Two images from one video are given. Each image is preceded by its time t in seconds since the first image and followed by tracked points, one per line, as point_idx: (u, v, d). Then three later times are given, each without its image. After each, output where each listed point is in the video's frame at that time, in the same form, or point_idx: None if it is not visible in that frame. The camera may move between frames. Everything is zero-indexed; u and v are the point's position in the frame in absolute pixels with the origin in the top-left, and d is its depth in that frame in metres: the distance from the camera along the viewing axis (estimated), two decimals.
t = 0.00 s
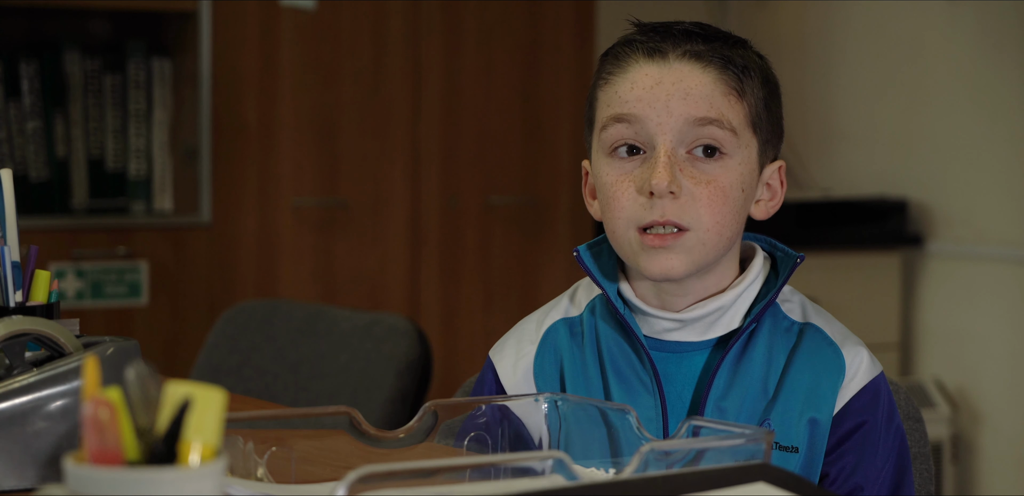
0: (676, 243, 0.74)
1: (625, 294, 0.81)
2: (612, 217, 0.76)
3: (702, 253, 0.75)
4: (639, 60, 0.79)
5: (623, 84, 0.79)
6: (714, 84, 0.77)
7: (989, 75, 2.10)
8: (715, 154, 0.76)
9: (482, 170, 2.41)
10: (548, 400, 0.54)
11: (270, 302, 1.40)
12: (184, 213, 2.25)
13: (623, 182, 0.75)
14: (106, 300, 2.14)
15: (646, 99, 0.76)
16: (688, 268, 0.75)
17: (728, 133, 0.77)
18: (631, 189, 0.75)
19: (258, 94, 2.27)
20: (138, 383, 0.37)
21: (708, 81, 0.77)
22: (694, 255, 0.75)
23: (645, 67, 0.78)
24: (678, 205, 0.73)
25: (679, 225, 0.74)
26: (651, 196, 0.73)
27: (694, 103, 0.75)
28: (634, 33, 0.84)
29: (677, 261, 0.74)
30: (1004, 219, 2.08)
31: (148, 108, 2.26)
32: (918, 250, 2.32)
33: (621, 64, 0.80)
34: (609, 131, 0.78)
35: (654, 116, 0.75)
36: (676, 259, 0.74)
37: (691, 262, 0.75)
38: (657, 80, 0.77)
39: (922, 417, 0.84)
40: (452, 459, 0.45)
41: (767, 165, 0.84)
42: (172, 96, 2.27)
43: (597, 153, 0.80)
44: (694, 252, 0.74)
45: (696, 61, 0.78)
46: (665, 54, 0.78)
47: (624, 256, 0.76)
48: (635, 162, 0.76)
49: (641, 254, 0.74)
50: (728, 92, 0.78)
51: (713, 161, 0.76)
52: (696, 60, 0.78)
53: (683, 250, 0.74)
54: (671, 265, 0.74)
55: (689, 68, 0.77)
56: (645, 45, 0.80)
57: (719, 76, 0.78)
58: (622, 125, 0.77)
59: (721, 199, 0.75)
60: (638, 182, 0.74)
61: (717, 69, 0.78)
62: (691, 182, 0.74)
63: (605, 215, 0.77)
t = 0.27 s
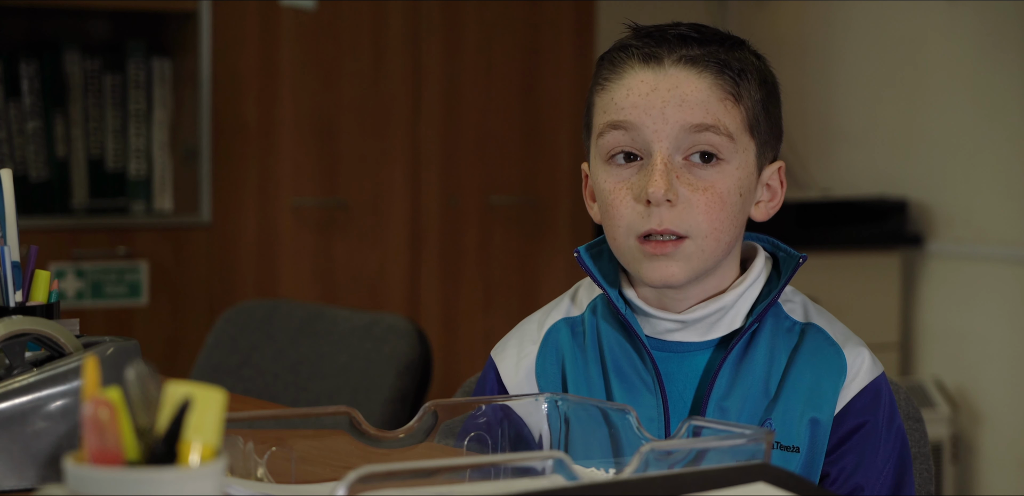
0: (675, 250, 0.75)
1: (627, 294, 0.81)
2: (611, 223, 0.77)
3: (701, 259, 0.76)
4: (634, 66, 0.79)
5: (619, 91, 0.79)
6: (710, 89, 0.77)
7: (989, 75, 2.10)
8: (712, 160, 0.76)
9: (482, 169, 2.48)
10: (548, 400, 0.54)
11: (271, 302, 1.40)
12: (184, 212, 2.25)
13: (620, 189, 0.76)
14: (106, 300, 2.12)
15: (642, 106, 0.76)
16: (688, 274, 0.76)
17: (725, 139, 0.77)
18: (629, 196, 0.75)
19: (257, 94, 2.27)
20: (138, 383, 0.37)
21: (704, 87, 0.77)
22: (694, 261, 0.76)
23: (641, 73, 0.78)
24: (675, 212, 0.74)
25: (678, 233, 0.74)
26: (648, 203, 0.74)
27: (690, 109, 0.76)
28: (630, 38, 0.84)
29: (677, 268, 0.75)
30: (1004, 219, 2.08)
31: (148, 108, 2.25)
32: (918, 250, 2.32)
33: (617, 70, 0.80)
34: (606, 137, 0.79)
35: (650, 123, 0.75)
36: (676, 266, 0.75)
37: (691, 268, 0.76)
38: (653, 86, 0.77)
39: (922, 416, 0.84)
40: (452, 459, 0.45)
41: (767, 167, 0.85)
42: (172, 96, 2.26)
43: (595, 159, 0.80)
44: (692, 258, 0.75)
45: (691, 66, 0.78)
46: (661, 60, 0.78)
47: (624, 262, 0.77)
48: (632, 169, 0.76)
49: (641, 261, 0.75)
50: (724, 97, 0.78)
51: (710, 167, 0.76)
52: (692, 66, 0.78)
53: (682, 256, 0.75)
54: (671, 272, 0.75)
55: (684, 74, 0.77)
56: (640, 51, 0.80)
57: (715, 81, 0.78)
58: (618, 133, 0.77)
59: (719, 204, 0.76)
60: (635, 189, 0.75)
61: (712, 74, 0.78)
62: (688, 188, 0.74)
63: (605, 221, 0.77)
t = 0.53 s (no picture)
0: (673, 239, 0.74)
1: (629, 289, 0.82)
2: (610, 212, 0.76)
3: (700, 248, 0.75)
4: (635, 57, 0.79)
5: (619, 82, 0.78)
6: (710, 79, 0.77)
7: (990, 75, 2.10)
8: (711, 149, 0.76)
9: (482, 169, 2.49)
10: (548, 400, 0.54)
11: (270, 302, 1.40)
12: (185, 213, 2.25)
13: (619, 178, 0.75)
14: (106, 300, 2.11)
15: (640, 95, 0.76)
16: (687, 263, 0.75)
17: (725, 128, 0.77)
18: (627, 184, 0.75)
19: (258, 94, 2.27)
20: (138, 384, 0.37)
21: (704, 77, 0.77)
22: (692, 250, 0.75)
23: (641, 64, 0.78)
24: (673, 199, 0.73)
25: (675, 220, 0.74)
26: (646, 190, 0.73)
27: (689, 98, 0.75)
28: (632, 32, 0.83)
29: (675, 255, 0.74)
30: (1004, 219, 2.08)
31: (148, 108, 2.24)
32: (918, 250, 2.32)
33: (618, 62, 0.80)
34: (606, 127, 0.78)
35: (649, 112, 0.75)
36: (674, 254, 0.74)
37: (689, 257, 0.75)
38: (652, 76, 0.76)
39: (922, 416, 0.84)
40: (452, 458, 0.45)
41: (768, 163, 0.84)
42: (172, 96, 2.26)
43: (596, 151, 0.80)
44: (691, 247, 0.75)
45: (691, 57, 0.77)
46: (661, 51, 0.78)
47: (622, 251, 0.76)
48: (631, 158, 0.76)
49: (639, 249, 0.74)
50: (724, 88, 0.78)
51: (709, 156, 0.76)
52: (692, 56, 0.77)
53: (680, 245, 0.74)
54: (668, 261, 0.74)
55: (683, 64, 0.77)
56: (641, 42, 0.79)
57: (716, 72, 0.77)
58: (617, 122, 0.77)
59: (717, 193, 0.75)
60: (634, 177, 0.74)
61: (712, 65, 0.78)
62: (686, 176, 0.74)
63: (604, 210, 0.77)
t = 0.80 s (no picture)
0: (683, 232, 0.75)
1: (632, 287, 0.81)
2: (622, 200, 0.76)
3: (711, 242, 0.75)
4: (656, 47, 0.79)
5: (639, 71, 0.78)
6: (730, 74, 0.77)
7: (990, 75, 2.10)
8: (727, 144, 0.76)
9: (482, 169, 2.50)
10: (548, 400, 0.54)
11: (270, 302, 1.40)
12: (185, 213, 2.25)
13: (635, 167, 0.75)
14: (106, 300, 2.11)
15: (660, 85, 0.76)
16: (697, 255, 0.75)
17: (742, 124, 0.77)
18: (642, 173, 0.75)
19: (258, 94, 2.27)
20: (138, 383, 0.37)
21: (724, 71, 0.76)
22: (702, 243, 0.75)
23: (662, 54, 0.78)
24: (687, 191, 0.74)
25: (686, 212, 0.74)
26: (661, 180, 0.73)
27: (709, 91, 0.75)
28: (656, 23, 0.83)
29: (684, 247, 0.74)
30: (1004, 219, 2.08)
31: (148, 108, 2.24)
32: (918, 250, 2.32)
33: (639, 51, 0.80)
34: (623, 116, 0.78)
35: (668, 102, 0.75)
36: (683, 247, 0.74)
37: (699, 250, 0.75)
38: (673, 67, 0.76)
39: (922, 416, 0.84)
40: (452, 457, 0.45)
41: (779, 167, 0.84)
42: (172, 96, 2.26)
43: (611, 141, 0.79)
44: (702, 239, 0.75)
45: (713, 51, 0.77)
46: (683, 43, 0.78)
47: (631, 240, 0.76)
48: (647, 148, 0.76)
49: (649, 238, 0.74)
50: (743, 84, 0.77)
51: (724, 151, 0.76)
52: (714, 50, 0.77)
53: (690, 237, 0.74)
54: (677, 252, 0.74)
55: (704, 58, 0.77)
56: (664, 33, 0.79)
57: (735, 67, 0.77)
58: (635, 111, 0.77)
59: (730, 189, 0.75)
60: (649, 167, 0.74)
61: (733, 60, 0.78)
62: (702, 169, 0.74)
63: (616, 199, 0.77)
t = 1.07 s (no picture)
0: (699, 235, 0.74)
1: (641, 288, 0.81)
2: (635, 201, 0.76)
3: (724, 247, 0.75)
4: (676, 49, 0.79)
5: (658, 72, 0.78)
6: (749, 80, 0.77)
7: (990, 75, 2.10)
8: (743, 149, 0.76)
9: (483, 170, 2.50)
10: (549, 400, 0.54)
11: (270, 302, 1.40)
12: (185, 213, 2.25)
13: (649, 168, 0.75)
14: (106, 300, 2.11)
15: (680, 87, 0.76)
16: (710, 260, 0.75)
17: (758, 130, 0.77)
18: (657, 174, 0.75)
19: (258, 94, 2.27)
20: (138, 383, 0.37)
21: (744, 76, 0.77)
22: (716, 247, 0.75)
23: (682, 56, 0.78)
24: (702, 195, 0.73)
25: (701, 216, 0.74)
26: (676, 183, 0.73)
27: (728, 96, 0.75)
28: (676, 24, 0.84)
29: (698, 251, 0.74)
30: (1004, 219, 2.08)
31: (148, 108, 2.24)
32: (918, 250, 2.32)
33: (659, 52, 0.80)
34: (640, 117, 0.78)
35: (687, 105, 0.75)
36: (698, 250, 0.74)
37: (712, 255, 0.75)
38: (693, 69, 0.76)
39: (922, 417, 0.84)
40: (453, 458, 0.45)
41: (792, 170, 0.84)
42: (172, 96, 2.26)
43: (627, 139, 0.80)
44: (717, 242, 0.75)
45: (732, 55, 0.77)
46: (703, 46, 0.78)
47: (643, 241, 0.76)
48: (663, 149, 0.76)
49: (662, 240, 0.74)
50: (762, 89, 0.78)
51: (740, 156, 0.76)
52: (733, 55, 0.77)
53: (706, 241, 0.74)
54: (690, 255, 0.74)
55: (724, 62, 0.77)
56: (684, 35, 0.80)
57: (755, 73, 0.77)
58: (654, 112, 0.77)
59: (745, 194, 0.75)
60: (664, 168, 0.75)
61: (753, 65, 0.78)
62: (718, 174, 0.74)
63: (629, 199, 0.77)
